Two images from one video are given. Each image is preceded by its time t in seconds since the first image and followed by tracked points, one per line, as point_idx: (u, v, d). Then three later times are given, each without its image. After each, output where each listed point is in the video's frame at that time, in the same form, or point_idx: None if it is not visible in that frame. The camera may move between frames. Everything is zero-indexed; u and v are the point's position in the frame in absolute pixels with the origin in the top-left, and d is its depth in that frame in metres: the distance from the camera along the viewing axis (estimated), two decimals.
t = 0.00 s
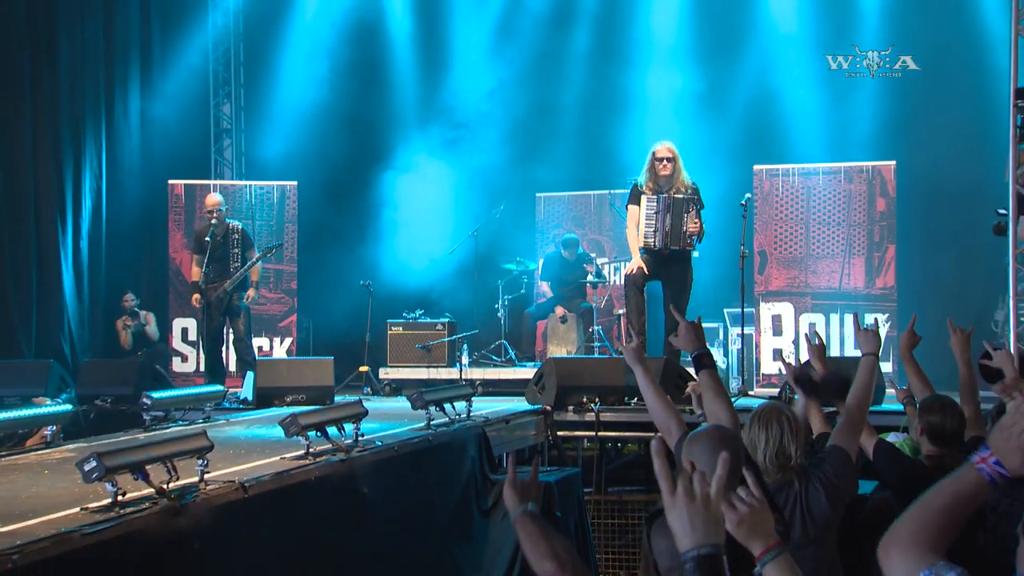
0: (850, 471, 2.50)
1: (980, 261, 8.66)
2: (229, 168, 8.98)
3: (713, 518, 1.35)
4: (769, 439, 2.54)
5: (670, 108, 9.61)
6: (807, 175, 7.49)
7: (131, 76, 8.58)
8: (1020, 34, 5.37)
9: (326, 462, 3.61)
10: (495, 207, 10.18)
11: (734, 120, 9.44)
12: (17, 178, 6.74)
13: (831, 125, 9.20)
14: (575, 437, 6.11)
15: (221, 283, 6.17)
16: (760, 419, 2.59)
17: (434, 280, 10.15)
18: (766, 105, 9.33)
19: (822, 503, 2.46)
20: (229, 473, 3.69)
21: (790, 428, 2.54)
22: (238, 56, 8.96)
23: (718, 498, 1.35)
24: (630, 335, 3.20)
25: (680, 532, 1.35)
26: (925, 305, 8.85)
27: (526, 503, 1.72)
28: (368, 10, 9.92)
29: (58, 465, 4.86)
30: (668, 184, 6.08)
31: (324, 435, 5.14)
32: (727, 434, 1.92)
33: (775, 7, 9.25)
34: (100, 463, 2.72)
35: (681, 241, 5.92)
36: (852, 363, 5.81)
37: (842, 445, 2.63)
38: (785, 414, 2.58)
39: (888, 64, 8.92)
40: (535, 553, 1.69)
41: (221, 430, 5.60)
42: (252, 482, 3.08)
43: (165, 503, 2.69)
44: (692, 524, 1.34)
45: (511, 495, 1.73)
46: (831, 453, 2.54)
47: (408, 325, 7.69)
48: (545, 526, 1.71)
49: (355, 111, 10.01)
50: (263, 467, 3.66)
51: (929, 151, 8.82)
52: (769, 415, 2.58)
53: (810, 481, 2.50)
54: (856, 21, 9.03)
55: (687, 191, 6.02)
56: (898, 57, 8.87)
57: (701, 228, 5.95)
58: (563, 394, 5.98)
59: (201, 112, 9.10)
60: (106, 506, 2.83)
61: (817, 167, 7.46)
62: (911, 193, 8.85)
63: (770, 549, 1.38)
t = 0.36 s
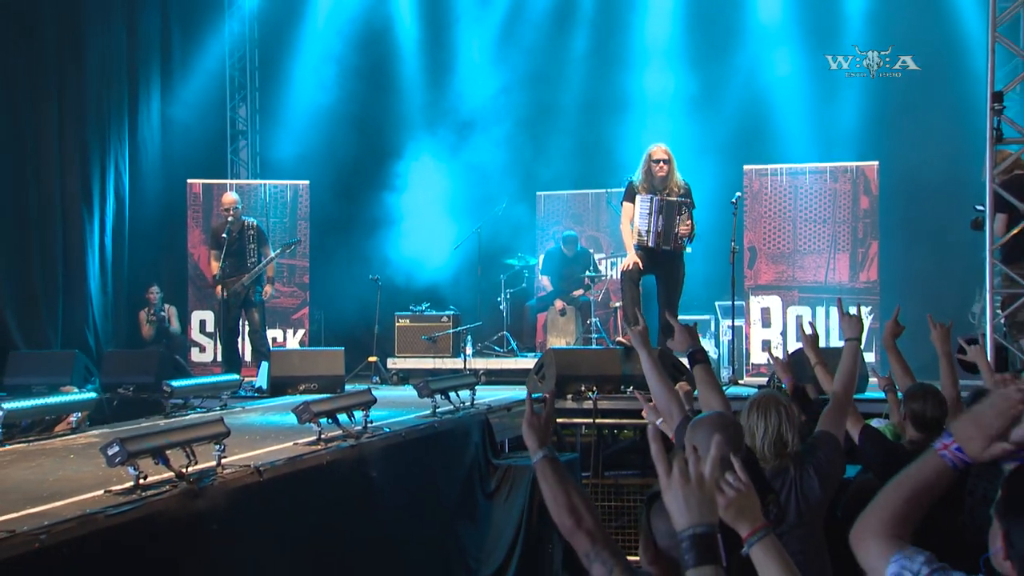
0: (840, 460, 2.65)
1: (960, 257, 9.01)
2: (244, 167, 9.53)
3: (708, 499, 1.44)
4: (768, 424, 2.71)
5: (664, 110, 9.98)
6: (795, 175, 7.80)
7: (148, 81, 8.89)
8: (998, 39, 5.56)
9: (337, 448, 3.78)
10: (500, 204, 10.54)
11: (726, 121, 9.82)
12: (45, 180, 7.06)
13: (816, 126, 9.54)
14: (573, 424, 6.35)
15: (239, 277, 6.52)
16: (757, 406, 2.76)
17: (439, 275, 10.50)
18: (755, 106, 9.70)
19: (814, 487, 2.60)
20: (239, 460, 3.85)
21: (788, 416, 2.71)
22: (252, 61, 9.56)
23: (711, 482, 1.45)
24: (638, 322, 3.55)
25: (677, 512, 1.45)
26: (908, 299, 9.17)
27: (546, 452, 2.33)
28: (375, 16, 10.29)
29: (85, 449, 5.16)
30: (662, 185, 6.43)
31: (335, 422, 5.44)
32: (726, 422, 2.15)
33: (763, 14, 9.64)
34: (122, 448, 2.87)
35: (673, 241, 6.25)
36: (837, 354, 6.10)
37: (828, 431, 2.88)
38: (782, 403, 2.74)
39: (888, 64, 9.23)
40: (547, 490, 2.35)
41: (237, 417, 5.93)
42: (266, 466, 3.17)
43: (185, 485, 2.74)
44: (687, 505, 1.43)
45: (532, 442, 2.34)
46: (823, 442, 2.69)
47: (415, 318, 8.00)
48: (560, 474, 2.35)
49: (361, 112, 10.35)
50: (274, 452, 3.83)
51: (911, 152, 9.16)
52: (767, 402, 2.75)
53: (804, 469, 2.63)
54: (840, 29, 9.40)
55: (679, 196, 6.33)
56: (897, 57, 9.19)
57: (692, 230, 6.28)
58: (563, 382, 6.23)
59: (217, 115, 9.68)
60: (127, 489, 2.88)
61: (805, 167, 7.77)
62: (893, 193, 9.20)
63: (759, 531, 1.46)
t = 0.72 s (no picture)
0: (825, 437, 2.83)
1: (937, 248, 9.62)
2: (258, 164, 9.95)
3: (697, 478, 1.51)
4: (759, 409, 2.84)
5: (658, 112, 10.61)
6: (781, 170, 8.19)
7: (165, 82, 9.23)
8: (974, 42, 5.85)
9: (347, 431, 4.02)
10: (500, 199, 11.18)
11: (716, 111, 10.47)
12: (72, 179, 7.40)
13: (803, 126, 10.15)
14: (570, 408, 6.68)
15: (253, 268, 6.85)
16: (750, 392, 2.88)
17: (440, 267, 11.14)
18: (745, 107, 10.32)
19: (803, 465, 2.77)
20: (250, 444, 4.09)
21: (775, 398, 2.85)
22: (266, 62, 10.00)
23: (701, 460, 1.52)
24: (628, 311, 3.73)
25: (668, 491, 1.52)
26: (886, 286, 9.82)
27: (547, 435, 2.25)
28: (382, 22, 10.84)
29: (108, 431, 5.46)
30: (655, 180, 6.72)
31: (344, 405, 5.76)
32: (721, 409, 2.28)
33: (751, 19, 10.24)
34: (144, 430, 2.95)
35: (665, 236, 6.59)
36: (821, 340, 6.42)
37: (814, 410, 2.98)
38: (769, 385, 2.89)
39: (889, 63, 9.79)
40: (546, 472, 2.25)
41: (251, 401, 6.25)
42: (278, 448, 3.36)
43: (201, 465, 2.87)
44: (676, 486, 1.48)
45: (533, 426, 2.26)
46: (809, 422, 2.87)
47: (419, 307, 8.34)
48: (561, 456, 2.25)
49: (368, 111, 10.94)
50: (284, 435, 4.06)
51: (888, 151, 9.81)
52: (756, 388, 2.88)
53: (794, 448, 2.81)
54: (825, 33, 10.02)
55: (672, 192, 6.66)
56: (896, 57, 9.77)
57: (683, 226, 6.64)
58: (559, 369, 6.52)
59: (231, 114, 10.20)
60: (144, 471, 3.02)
61: (791, 163, 8.14)
62: (874, 188, 9.83)
63: (751, 508, 1.52)
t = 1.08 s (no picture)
0: (805, 420, 3.09)
1: (918, 244, 10.04)
2: (270, 162, 10.44)
3: (689, 464, 1.67)
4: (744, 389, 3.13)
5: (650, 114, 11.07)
6: (769, 169, 8.77)
7: (183, 84, 9.61)
8: (952, 47, 6.15)
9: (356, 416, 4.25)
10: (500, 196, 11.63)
11: (707, 112, 10.88)
12: (96, 179, 7.78)
13: (788, 124, 10.62)
14: (569, 395, 7.10)
15: (266, 262, 7.21)
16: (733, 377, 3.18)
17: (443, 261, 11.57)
18: (734, 109, 10.78)
19: (784, 445, 3.06)
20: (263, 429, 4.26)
21: (755, 384, 3.13)
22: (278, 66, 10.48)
23: (692, 448, 1.69)
24: (622, 303, 4.10)
25: (661, 477, 1.67)
26: (869, 280, 10.24)
27: (546, 422, 2.71)
28: (387, 27, 11.39)
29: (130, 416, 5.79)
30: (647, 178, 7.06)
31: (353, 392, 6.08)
32: (717, 395, 2.54)
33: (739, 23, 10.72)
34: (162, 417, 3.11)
35: (658, 231, 6.91)
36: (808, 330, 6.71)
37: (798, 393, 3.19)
38: (749, 370, 3.16)
39: (889, 63, 10.19)
40: (546, 454, 2.66)
41: (264, 388, 6.59)
42: (291, 432, 3.42)
43: (218, 449, 2.89)
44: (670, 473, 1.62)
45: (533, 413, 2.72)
46: (791, 405, 3.11)
47: (424, 299, 8.70)
48: (559, 440, 2.68)
49: (373, 113, 11.45)
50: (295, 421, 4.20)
51: (866, 150, 10.31)
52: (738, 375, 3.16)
53: (775, 430, 3.09)
54: (810, 36, 10.51)
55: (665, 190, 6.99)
56: (896, 58, 10.15)
57: (676, 222, 6.95)
58: (557, 358, 6.85)
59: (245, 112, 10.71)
60: (163, 454, 3.05)
61: (778, 161, 8.72)
62: (855, 186, 10.29)
63: (741, 488, 1.79)
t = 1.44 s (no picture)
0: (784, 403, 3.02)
1: (900, 236, 10.38)
2: (281, 159, 10.90)
3: (680, 451, 1.87)
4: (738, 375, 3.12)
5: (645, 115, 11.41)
6: (758, 165, 9.11)
7: (200, 82, 9.98)
8: (932, 49, 6.45)
9: (362, 400, 4.53)
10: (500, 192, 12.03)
11: (697, 112, 11.25)
12: (118, 177, 8.13)
13: (776, 122, 10.94)
14: (567, 381, 7.36)
15: (278, 255, 7.56)
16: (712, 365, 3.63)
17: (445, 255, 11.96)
18: (725, 109, 11.14)
19: (761, 428, 3.03)
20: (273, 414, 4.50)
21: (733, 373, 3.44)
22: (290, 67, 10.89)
23: (683, 437, 1.90)
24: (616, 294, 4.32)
25: (654, 462, 1.87)
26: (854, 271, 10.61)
27: (539, 409, 3.09)
28: (391, 31, 11.85)
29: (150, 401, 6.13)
30: (640, 174, 7.40)
31: (361, 379, 6.41)
32: (705, 382, 2.69)
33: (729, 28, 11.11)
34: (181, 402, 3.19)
35: (653, 225, 7.24)
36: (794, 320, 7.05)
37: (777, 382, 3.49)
38: (726, 362, 3.64)
39: (888, 63, 10.51)
40: (541, 440, 3.01)
41: (277, 374, 6.94)
42: (301, 416, 3.67)
43: (231, 432, 3.08)
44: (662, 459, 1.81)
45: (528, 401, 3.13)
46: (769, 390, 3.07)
47: (428, 290, 9.06)
48: (552, 427, 3.05)
49: (377, 113, 11.89)
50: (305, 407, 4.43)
51: (851, 149, 10.63)
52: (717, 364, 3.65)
53: (753, 414, 3.06)
54: (798, 37, 10.87)
55: (659, 185, 7.30)
56: (897, 57, 10.46)
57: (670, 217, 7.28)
58: (556, 346, 7.20)
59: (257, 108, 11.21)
60: (179, 438, 3.22)
61: (767, 159, 9.05)
62: (843, 182, 10.62)
63: (731, 470, 2.02)
